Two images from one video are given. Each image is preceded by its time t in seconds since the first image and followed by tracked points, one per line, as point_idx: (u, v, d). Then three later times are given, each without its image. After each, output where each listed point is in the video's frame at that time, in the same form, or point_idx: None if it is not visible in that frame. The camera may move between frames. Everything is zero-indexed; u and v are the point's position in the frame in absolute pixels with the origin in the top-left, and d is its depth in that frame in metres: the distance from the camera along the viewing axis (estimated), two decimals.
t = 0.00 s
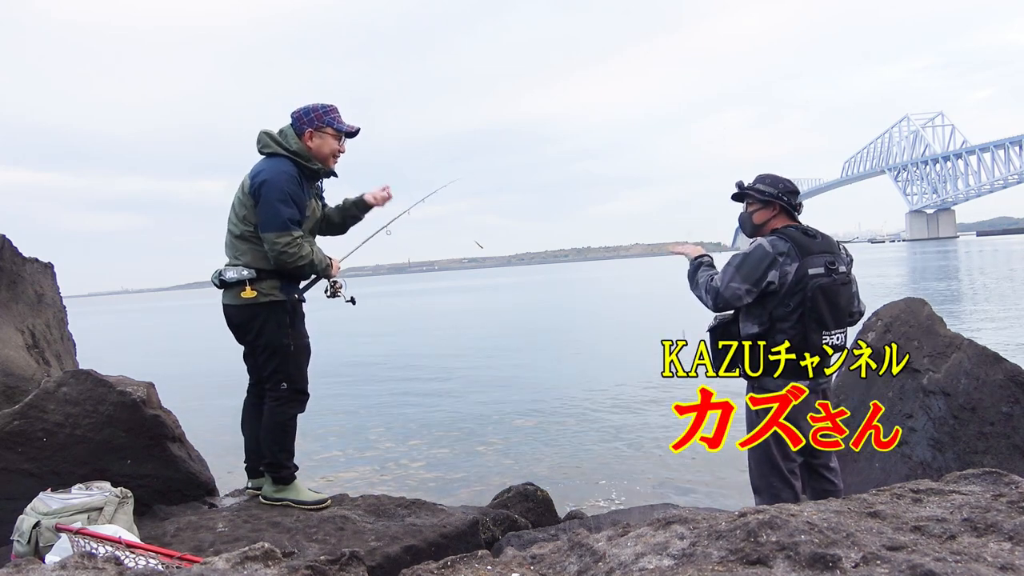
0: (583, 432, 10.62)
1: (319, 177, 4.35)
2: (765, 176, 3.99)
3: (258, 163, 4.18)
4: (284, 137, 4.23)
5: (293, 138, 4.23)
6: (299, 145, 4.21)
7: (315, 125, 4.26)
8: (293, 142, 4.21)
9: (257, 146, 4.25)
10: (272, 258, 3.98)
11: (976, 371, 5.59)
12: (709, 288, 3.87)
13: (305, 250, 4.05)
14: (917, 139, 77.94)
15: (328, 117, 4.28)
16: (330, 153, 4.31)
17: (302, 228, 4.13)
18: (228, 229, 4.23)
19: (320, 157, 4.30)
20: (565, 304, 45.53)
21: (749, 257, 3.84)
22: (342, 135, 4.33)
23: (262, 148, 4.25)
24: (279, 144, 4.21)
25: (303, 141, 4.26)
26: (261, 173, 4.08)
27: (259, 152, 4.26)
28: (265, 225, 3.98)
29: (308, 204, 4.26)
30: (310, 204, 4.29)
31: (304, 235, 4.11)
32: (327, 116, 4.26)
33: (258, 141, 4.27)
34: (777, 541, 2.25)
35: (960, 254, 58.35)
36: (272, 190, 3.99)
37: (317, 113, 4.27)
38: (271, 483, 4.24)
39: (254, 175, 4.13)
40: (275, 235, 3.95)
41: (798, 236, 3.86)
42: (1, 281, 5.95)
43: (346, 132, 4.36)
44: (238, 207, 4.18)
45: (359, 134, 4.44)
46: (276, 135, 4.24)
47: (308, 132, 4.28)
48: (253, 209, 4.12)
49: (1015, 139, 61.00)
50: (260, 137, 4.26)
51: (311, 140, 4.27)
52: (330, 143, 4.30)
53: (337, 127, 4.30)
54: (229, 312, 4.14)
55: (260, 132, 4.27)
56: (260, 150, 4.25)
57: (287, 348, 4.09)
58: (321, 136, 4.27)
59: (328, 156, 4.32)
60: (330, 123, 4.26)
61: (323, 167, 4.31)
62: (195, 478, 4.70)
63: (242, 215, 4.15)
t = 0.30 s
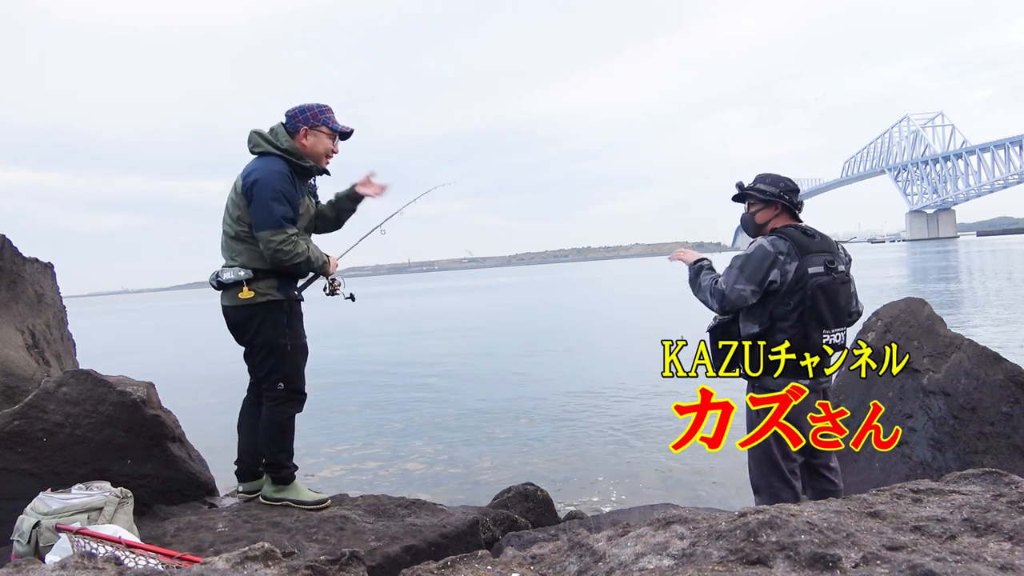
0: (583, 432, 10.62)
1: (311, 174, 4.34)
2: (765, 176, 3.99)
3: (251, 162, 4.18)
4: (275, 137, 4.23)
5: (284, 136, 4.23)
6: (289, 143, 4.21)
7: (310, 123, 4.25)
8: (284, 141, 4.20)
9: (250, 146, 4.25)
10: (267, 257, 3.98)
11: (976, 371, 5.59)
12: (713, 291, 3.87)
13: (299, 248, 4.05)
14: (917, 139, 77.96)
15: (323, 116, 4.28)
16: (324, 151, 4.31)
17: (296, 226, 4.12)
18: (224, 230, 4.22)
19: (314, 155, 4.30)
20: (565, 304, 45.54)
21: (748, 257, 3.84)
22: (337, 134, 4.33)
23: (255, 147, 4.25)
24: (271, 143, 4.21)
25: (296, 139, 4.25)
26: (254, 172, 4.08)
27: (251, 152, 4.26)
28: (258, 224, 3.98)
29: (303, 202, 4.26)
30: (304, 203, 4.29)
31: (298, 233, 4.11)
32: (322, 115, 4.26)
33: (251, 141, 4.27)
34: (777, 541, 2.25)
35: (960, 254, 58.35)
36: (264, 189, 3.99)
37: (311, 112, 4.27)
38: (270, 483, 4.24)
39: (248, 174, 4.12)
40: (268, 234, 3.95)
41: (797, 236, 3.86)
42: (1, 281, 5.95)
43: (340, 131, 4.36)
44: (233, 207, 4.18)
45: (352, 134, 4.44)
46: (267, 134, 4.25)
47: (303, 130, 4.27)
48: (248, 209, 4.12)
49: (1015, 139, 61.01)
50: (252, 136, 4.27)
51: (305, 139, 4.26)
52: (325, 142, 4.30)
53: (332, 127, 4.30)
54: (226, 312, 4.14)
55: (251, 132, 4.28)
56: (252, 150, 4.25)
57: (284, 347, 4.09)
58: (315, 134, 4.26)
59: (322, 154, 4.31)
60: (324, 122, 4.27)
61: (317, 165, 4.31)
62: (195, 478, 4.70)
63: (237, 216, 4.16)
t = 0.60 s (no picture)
0: (582, 432, 10.63)
1: (302, 175, 4.34)
2: (765, 176, 3.99)
3: (244, 164, 4.18)
4: (266, 137, 4.23)
5: (275, 137, 4.22)
6: (281, 144, 4.21)
7: (298, 123, 4.25)
8: (275, 141, 4.20)
9: (239, 148, 4.25)
10: (263, 257, 3.98)
11: (976, 371, 5.59)
12: (714, 289, 3.89)
13: (295, 248, 4.05)
14: (917, 140, 77.99)
15: (311, 116, 4.27)
16: (313, 151, 4.30)
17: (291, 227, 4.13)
18: (218, 232, 4.22)
19: (303, 156, 4.29)
20: (565, 304, 45.55)
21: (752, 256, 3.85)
22: (325, 134, 4.32)
23: (245, 149, 4.25)
24: (261, 144, 4.21)
25: (286, 140, 4.25)
26: (248, 173, 4.08)
27: (242, 154, 4.26)
28: (254, 225, 3.98)
29: (297, 202, 4.27)
30: (297, 203, 4.29)
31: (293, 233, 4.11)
32: (310, 114, 4.26)
33: (240, 143, 4.27)
34: (777, 541, 2.25)
35: (960, 254, 58.36)
36: (260, 190, 3.99)
37: (300, 112, 4.26)
38: (270, 483, 4.24)
39: (241, 176, 4.12)
40: (264, 235, 3.95)
41: (801, 236, 3.86)
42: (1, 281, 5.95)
43: (328, 130, 4.35)
44: (226, 209, 4.18)
45: (340, 132, 4.44)
46: (257, 135, 4.25)
47: (291, 130, 4.27)
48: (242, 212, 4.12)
49: (1015, 139, 61.03)
50: (241, 137, 4.26)
51: (294, 139, 4.26)
52: (314, 141, 4.29)
53: (320, 125, 4.30)
54: (223, 313, 4.14)
55: (240, 133, 4.28)
56: (243, 152, 4.25)
57: (282, 347, 4.09)
58: (304, 134, 4.26)
59: (311, 154, 4.31)
60: (312, 122, 4.26)
61: (307, 166, 4.30)
62: (195, 478, 4.71)
63: (229, 215, 4.16)
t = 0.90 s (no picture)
0: (582, 432, 10.63)
1: (288, 172, 4.34)
2: (763, 178, 4.00)
3: (232, 164, 4.18)
4: (250, 136, 4.24)
5: (259, 135, 4.23)
6: (268, 142, 4.22)
7: (280, 119, 4.25)
8: (262, 139, 4.21)
9: (224, 148, 4.26)
10: (256, 253, 3.99)
11: (976, 371, 5.59)
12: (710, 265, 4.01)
13: (288, 245, 4.05)
14: (917, 140, 77.99)
15: (293, 112, 4.27)
16: (297, 147, 4.30)
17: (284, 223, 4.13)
18: (210, 231, 4.22)
19: (287, 152, 4.30)
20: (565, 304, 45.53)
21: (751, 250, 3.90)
22: (308, 129, 4.32)
23: (230, 150, 4.26)
24: (247, 143, 4.22)
25: (270, 137, 4.26)
26: (238, 170, 4.09)
27: (227, 155, 4.26)
28: (247, 220, 3.99)
29: (287, 201, 4.27)
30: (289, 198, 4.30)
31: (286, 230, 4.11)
32: (292, 110, 4.25)
33: (225, 143, 4.28)
34: (777, 541, 2.25)
35: (960, 254, 58.37)
36: (252, 186, 4.00)
37: (282, 108, 4.26)
38: (269, 483, 4.24)
39: (231, 174, 4.13)
40: (257, 230, 3.96)
41: (801, 235, 3.88)
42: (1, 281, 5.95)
43: (311, 125, 4.35)
44: (218, 207, 4.18)
45: (323, 127, 4.44)
46: (242, 135, 4.26)
47: (274, 127, 4.28)
48: (234, 209, 4.13)
49: (1015, 139, 61.04)
50: (227, 137, 4.28)
51: (277, 135, 4.27)
52: (296, 137, 4.29)
53: (303, 121, 4.30)
54: (218, 313, 4.13)
55: (225, 133, 4.29)
56: (228, 152, 4.25)
57: (277, 345, 4.09)
58: (287, 130, 4.26)
59: (295, 150, 4.31)
60: (295, 117, 4.26)
61: (293, 161, 4.30)
62: (195, 478, 4.71)
63: (219, 209, 4.17)
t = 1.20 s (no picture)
0: (582, 432, 10.63)
1: (275, 170, 4.34)
2: (771, 178, 4.00)
3: (220, 164, 4.19)
4: (236, 135, 4.24)
5: (245, 134, 4.23)
6: (254, 140, 4.22)
7: (264, 118, 4.25)
8: (248, 138, 4.21)
9: (209, 150, 4.26)
10: (248, 248, 3.99)
11: (976, 371, 5.59)
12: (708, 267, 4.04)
13: (279, 239, 4.05)
14: (917, 139, 77.99)
15: (276, 110, 4.27)
16: (282, 144, 4.30)
17: (275, 219, 4.13)
18: (203, 232, 4.23)
19: (273, 150, 4.29)
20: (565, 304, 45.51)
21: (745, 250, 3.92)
22: (292, 126, 4.32)
23: (216, 151, 4.26)
24: (233, 143, 4.22)
25: (255, 135, 4.26)
26: (227, 168, 4.10)
27: (213, 156, 4.27)
28: (238, 216, 3.99)
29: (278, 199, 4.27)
30: (279, 196, 4.31)
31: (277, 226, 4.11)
32: (276, 108, 4.25)
33: (210, 145, 4.29)
34: (777, 541, 2.25)
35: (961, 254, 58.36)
36: (241, 182, 4.01)
37: (265, 107, 4.26)
38: (269, 483, 4.25)
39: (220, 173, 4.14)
40: (248, 224, 3.96)
41: (796, 235, 3.88)
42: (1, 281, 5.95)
43: (296, 123, 4.34)
44: (209, 208, 4.19)
45: (307, 124, 4.44)
46: (228, 135, 4.26)
47: (259, 126, 4.28)
48: (225, 208, 4.14)
49: (1015, 139, 61.05)
50: (211, 139, 4.28)
51: (262, 133, 4.26)
52: (281, 134, 4.29)
53: (286, 119, 4.29)
54: (216, 313, 4.12)
55: (210, 135, 4.30)
56: (214, 153, 4.26)
57: (275, 343, 4.09)
58: (271, 128, 4.26)
59: (281, 147, 4.31)
60: (278, 115, 4.25)
61: (280, 158, 4.30)
62: (195, 478, 4.71)
63: (211, 208, 4.18)
